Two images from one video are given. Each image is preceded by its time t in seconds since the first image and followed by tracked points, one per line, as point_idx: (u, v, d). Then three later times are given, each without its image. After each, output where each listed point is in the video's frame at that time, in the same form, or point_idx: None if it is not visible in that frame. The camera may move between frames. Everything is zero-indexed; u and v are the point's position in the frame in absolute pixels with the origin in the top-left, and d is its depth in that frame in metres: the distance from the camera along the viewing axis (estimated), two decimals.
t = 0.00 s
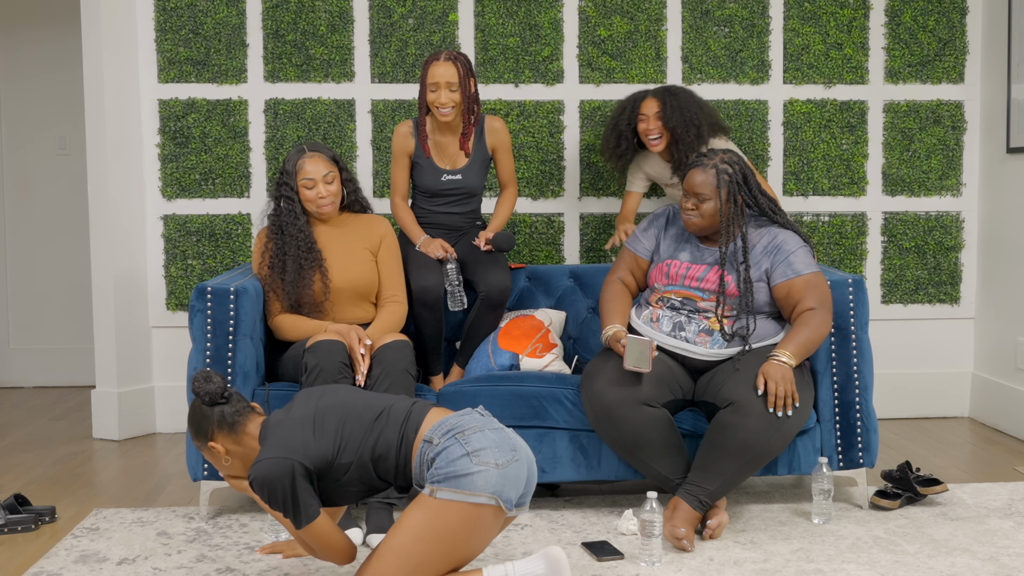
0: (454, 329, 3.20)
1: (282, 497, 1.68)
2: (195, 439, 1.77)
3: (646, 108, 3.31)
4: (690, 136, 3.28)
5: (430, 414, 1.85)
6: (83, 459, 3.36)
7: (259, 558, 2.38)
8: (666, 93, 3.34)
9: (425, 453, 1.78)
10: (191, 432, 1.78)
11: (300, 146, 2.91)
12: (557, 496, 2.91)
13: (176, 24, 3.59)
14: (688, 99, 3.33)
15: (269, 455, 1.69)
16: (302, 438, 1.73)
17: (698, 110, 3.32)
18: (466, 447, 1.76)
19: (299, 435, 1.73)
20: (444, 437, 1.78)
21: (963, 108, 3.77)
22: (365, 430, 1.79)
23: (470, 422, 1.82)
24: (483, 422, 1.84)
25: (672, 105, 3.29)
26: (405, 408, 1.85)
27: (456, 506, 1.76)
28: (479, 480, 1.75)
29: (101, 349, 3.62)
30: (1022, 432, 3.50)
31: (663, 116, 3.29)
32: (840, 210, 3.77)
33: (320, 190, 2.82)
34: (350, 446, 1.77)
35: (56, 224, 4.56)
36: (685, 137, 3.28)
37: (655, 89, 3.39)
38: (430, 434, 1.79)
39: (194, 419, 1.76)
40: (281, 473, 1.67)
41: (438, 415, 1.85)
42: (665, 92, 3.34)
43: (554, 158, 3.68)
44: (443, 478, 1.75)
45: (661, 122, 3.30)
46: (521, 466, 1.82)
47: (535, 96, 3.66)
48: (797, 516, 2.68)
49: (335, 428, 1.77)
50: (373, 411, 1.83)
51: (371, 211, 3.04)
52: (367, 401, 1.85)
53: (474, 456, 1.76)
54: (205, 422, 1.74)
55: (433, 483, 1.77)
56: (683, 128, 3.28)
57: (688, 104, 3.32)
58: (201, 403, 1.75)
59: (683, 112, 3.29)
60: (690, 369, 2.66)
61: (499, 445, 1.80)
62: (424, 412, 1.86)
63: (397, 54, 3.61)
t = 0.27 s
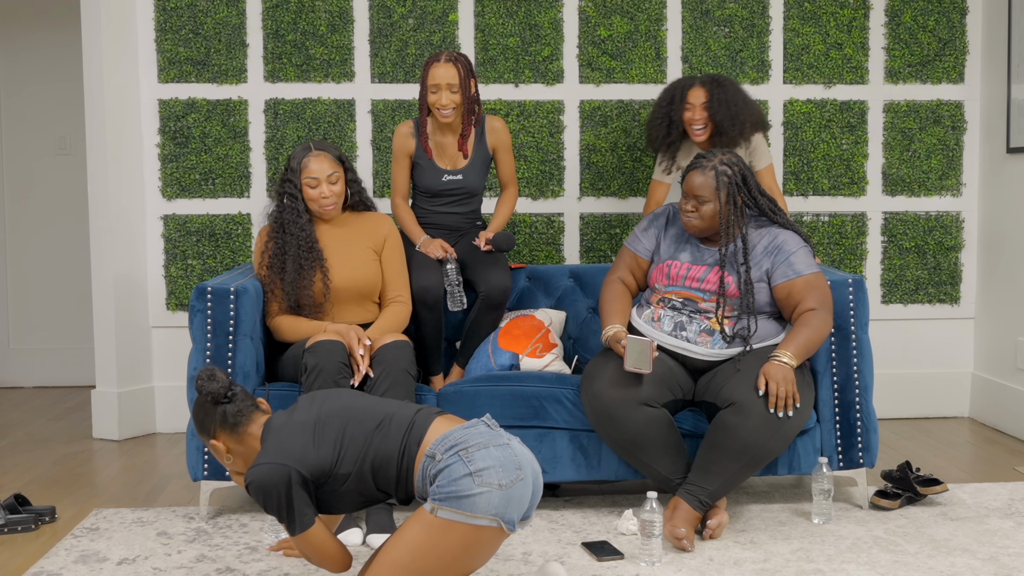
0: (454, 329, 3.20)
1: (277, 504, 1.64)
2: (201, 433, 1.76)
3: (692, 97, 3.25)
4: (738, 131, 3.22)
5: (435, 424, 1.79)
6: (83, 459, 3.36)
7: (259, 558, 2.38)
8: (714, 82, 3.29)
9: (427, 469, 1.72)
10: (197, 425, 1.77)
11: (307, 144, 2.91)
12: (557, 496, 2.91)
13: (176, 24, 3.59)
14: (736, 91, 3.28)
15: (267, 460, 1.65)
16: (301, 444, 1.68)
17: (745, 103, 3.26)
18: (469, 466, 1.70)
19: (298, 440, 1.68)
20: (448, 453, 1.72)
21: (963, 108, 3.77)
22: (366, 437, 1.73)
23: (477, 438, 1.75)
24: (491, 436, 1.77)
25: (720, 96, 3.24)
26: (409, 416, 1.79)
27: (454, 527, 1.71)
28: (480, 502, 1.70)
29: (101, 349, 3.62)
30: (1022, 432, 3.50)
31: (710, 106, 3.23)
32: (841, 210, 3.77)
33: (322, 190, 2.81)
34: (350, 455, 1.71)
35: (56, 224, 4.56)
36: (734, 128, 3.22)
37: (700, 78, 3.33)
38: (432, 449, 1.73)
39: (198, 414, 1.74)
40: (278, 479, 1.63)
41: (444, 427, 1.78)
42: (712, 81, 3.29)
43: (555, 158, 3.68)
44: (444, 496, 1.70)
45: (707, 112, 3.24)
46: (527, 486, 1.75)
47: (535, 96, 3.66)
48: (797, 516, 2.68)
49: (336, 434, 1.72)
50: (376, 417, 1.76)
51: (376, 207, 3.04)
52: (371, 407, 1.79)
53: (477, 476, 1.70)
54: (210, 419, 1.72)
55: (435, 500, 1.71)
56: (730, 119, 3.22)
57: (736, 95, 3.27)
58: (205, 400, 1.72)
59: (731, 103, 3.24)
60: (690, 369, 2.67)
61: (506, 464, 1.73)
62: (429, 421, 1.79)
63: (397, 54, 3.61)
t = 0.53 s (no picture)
0: (454, 329, 3.20)
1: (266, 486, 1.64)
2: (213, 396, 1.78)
3: (743, 69, 3.23)
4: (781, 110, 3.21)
5: (444, 434, 1.73)
6: (83, 459, 3.36)
7: (259, 558, 2.38)
8: (768, 59, 3.27)
9: (434, 483, 1.69)
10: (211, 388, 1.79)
11: (311, 145, 2.89)
12: (557, 496, 2.91)
13: (176, 24, 3.59)
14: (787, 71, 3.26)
15: (265, 442, 1.64)
16: (301, 432, 1.66)
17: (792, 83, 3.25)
18: (477, 485, 1.66)
19: (299, 427, 1.66)
20: (455, 469, 1.68)
21: (963, 108, 3.77)
22: (369, 436, 1.68)
23: (486, 452, 1.70)
24: (501, 449, 1.72)
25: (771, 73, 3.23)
26: (417, 420, 1.73)
27: (460, 543, 1.69)
28: (487, 522, 1.67)
29: (101, 349, 3.62)
30: (1022, 432, 3.50)
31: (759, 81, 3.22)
32: (841, 210, 3.77)
33: (319, 197, 2.80)
34: (349, 451, 1.67)
35: (56, 225, 4.56)
36: (778, 108, 3.20)
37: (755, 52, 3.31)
38: (439, 463, 1.69)
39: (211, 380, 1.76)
40: (270, 462, 1.63)
41: (455, 437, 1.73)
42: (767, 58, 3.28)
43: (555, 158, 3.68)
44: (450, 513, 1.67)
45: (756, 86, 3.22)
46: (535, 502, 1.72)
47: (535, 96, 3.66)
48: (797, 516, 2.68)
49: (340, 426, 1.68)
50: (385, 417, 1.71)
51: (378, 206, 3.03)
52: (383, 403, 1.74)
53: (485, 494, 1.66)
54: (218, 389, 1.73)
55: (441, 516, 1.69)
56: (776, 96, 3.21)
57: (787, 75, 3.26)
58: (214, 371, 1.73)
59: (781, 81, 3.23)
60: (690, 369, 2.67)
61: (515, 481, 1.69)
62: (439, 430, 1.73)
63: (397, 54, 3.61)
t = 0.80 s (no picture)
0: (454, 329, 3.20)
1: (272, 466, 1.64)
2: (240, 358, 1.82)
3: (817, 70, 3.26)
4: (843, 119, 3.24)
5: (458, 443, 1.71)
6: (83, 459, 3.35)
7: (259, 558, 2.38)
8: (843, 66, 3.29)
9: (445, 496, 1.68)
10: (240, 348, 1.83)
11: (307, 149, 2.88)
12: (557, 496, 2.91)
13: (176, 24, 3.59)
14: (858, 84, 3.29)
15: (277, 422, 1.66)
16: (314, 417, 1.66)
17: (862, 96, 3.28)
18: (489, 503, 1.66)
19: (314, 413, 1.67)
20: (468, 484, 1.67)
21: (963, 108, 3.77)
22: (382, 431, 1.67)
23: (500, 467, 1.70)
24: (514, 464, 1.72)
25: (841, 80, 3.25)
26: (431, 424, 1.71)
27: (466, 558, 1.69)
28: (496, 540, 1.68)
29: (101, 349, 3.62)
30: (1022, 432, 3.50)
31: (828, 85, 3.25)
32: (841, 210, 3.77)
33: (312, 203, 2.77)
34: (359, 443, 1.66)
35: (56, 224, 4.56)
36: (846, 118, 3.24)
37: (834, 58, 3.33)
38: (452, 476, 1.68)
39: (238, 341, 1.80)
40: (278, 442, 1.63)
41: (469, 448, 1.71)
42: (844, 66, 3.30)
43: (555, 158, 3.68)
44: (460, 528, 1.68)
45: (826, 91, 3.25)
46: (544, 520, 1.73)
47: (535, 96, 3.66)
48: (797, 516, 2.68)
49: (353, 417, 1.68)
50: (400, 415, 1.70)
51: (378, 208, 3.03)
52: (401, 401, 1.73)
53: (496, 512, 1.67)
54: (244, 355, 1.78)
55: (450, 530, 1.69)
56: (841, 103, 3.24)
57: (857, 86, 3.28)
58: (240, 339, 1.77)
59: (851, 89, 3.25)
60: (690, 369, 2.67)
61: (526, 500, 1.69)
62: (454, 438, 1.71)
63: (397, 54, 3.61)
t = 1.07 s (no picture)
0: (454, 329, 3.20)
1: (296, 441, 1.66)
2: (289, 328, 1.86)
3: (885, 86, 3.16)
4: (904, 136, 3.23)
5: (483, 454, 1.68)
6: (83, 459, 3.35)
7: (259, 558, 2.38)
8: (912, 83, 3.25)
9: (464, 507, 1.66)
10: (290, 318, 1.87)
11: (306, 150, 2.88)
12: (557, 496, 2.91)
13: (176, 24, 3.59)
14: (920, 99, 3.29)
15: (308, 399, 1.67)
16: (344, 400, 1.67)
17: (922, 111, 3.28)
18: (507, 521, 1.64)
19: (344, 396, 1.67)
20: (489, 500, 1.65)
21: (964, 108, 3.77)
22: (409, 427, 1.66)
23: (522, 486, 1.67)
24: (536, 484, 1.69)
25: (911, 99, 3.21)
26: (458, 430, 1.69)
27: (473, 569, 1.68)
28: (509, 558, 1.66)
29: (101, 349, 3.62)
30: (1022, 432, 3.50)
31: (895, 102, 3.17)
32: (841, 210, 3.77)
33: (311, 205, 2.76)
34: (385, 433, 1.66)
35: (56, 224, 4.56)
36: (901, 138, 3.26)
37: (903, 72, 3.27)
38: (473, 489, 1.66)
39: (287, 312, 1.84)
40: (304, 418, 1.64)
41: (493, 463, 1.68)
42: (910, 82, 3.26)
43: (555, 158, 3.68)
44: (474, 542, 1.66)
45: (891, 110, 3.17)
46: (559, 542, 1.70)
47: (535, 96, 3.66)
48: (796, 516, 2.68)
49: (382, 407, 1.67)
50: (430, 413, 1.69)
51: (377, 208, 3.03)
52: (434, 400, 1.71)
53: (512, 530, 1.65)
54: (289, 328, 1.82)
55: (463, 542, 1.67)
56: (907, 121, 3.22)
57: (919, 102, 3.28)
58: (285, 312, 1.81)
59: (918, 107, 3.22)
60: (690, 369, 2.67)
61: (544, 522, 1.67)
62: (480, 448, 1.69)
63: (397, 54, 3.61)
